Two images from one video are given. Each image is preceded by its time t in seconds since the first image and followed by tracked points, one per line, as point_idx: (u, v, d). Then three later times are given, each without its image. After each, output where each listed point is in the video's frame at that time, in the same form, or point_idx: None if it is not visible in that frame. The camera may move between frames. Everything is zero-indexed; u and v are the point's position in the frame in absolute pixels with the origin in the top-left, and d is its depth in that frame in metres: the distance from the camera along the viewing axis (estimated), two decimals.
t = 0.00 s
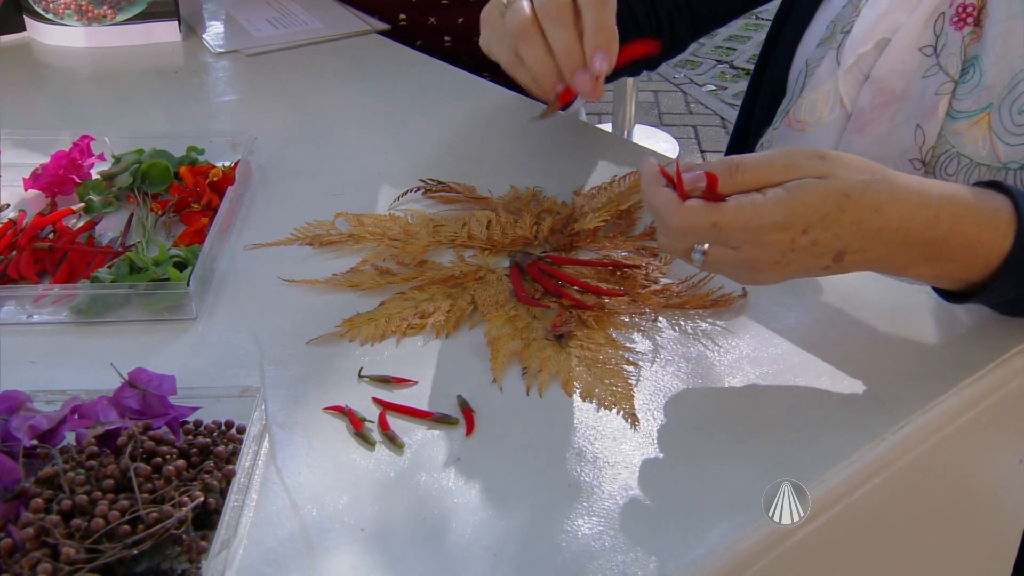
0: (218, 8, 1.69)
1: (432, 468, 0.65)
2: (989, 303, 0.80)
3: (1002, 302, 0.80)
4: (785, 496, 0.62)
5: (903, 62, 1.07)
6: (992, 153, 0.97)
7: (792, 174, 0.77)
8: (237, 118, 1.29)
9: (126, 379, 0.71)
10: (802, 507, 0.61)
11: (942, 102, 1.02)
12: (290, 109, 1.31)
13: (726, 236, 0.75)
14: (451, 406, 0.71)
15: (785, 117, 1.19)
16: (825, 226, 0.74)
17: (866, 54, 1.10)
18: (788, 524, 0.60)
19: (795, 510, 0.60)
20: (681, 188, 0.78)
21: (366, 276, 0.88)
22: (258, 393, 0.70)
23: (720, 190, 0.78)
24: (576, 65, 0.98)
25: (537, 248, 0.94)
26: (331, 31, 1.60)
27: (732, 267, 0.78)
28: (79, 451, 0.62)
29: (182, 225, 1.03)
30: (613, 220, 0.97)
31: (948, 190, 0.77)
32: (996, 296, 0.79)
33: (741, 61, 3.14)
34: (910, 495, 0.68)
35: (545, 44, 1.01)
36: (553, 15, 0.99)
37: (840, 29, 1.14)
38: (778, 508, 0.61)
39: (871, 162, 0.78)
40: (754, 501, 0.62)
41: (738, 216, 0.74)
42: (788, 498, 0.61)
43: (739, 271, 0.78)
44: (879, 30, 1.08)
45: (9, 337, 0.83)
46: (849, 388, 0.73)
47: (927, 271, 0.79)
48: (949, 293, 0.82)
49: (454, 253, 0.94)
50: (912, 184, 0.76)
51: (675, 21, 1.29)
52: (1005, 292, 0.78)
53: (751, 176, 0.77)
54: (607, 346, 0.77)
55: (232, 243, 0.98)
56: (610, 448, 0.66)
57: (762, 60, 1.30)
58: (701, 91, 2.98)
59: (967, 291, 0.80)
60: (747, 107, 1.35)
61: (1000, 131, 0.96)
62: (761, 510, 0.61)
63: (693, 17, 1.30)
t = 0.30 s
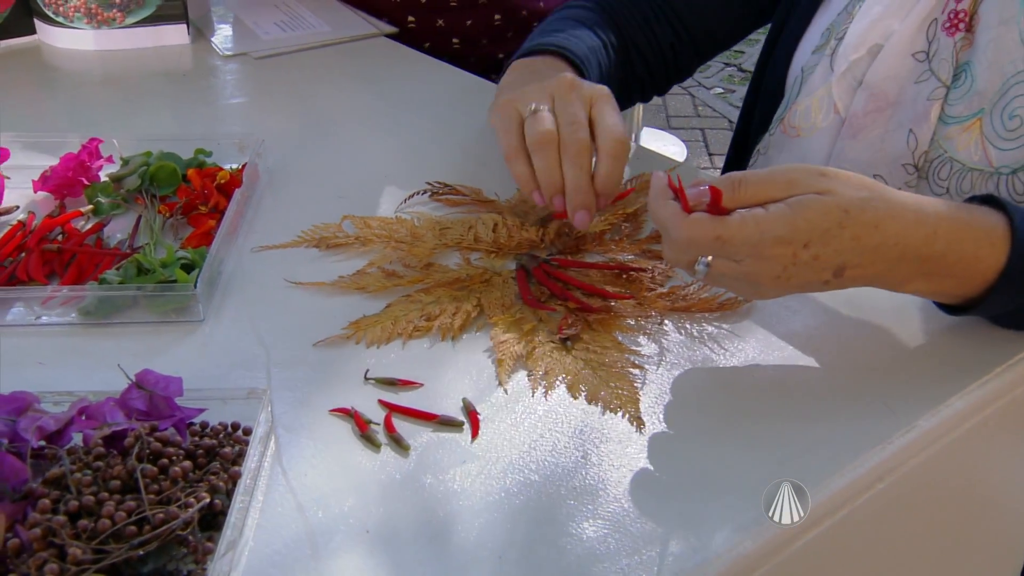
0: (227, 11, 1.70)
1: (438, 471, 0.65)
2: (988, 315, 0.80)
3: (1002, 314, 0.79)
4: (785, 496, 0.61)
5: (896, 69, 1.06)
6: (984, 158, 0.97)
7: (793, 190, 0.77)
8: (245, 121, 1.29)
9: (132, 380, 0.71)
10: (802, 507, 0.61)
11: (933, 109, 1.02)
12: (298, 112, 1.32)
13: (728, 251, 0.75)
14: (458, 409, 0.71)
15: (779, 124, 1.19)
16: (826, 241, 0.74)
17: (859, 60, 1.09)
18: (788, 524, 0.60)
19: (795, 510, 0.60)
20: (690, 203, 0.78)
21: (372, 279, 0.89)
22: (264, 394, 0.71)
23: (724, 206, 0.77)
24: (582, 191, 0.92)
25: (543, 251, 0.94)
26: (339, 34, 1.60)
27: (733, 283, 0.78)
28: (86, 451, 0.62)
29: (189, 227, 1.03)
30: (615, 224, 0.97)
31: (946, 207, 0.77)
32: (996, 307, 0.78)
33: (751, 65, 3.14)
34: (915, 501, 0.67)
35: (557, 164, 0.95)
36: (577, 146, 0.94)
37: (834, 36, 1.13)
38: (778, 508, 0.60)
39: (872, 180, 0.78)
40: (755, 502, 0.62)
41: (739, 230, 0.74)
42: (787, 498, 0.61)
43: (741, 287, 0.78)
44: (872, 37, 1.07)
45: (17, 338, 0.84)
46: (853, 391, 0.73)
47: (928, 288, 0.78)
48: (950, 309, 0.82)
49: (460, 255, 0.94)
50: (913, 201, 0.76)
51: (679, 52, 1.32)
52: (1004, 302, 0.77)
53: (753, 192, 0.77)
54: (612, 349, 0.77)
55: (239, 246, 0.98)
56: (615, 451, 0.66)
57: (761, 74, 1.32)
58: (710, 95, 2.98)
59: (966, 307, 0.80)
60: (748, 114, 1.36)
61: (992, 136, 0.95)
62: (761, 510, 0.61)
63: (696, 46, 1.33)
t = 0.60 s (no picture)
0: (229, 11, 1.70)
1: (438, 469, 0.65)
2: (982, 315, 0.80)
3: (996, 314, 0.79)
4: (785, 495, 0.62)
5: (892, 75, 1.06)
6: (982, 164, 0.97)
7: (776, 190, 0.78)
8: (246, 121, 1.29)
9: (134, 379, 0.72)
10: (802, 507, 0.61)
11: (931, 115, 1.02)
12: (299, 112, 1.32)
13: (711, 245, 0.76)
14: (458, 409, 0.71)
15: (777, 129, 1.20)
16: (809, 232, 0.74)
17: (855, 67, 1.09)
18: (788, 524, 0.60)
19: (794, 509, 0.60)
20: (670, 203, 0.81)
21: (373, 279, 0.89)
22: (265, 393, 0.71)
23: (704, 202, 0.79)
24: (577, 204, 0.92)
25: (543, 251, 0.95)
26: (340, 34, 1.61)
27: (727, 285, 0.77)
28: (88, 450, 0.63)
29: (190, 227, 1.03)
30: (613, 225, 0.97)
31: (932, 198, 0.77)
32: (990, 307, 0.78)
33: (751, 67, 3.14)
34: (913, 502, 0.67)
35: (549, 181, 0.95)
36: (566, 158, 0.94)
37: (830, 42, 1.14)
38: (778, 509, 0.61)
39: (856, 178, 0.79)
40: (754, 502, 0.62)
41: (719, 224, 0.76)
42: (788, 498, 0.61)
43: (739, 292, 0.78)
44: (867, 44, 1.07)
45: (19, 337, 0.84)
46: (851, 390, 0.73)
47: (927, 285, 0.77)
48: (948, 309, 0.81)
49: (461, 256, 0.94)
50: (895, 191, 0.76)
51: (671, 59, 1.33)
52: (999, 301, 0.77)
53: (734, 191, 0.79)
54: (612, 349, 0.77)
55: (240, 247, 0.98)
56: (615, 452, 0.66)
57: (754, 79, 1.32)
58: (710, 96, 2.98)
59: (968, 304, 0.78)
60: (744, 115, 1.36)
61: (989, 143, 0.96)
62: (761, 510, 0.61)
63: (688, 53, 1.34)
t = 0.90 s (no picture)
0: (231, 11, 1.70)
1: (443, 469, 0.65)
2: (921, 283, 0.82)
3: (937, 280, 0.81)
4: (785, 496, 0.61)
5: (889, 78, 1.06)
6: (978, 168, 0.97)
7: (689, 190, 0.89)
8: (250, 120, 1.30)
9: (139, 378, 0.72)
10: (802, 507, 0.61)
11: (928, 119, 1.02)
12: (303, 112, 1.32)
13: (640, 200, 0.83)
14: (462, 409, 0.72)
15: (774, 132, 1.19)
16: (723, 175, 0.83)
17: (853, 70, 1.09)
18: (787, 524, 0.60)
19: (794, 509, 0.60)
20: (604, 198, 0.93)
21: (377, 278, 0.89)
22: (270, 393, 0.71)
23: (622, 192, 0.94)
24: (585, 176, 0.97)
25: (548, 251, 0.95)
26: (343, 34, 1.61)
27: (673, 229, 0.80)
28: (94, 448, 0.63)
29: (195, 226, 1.03)
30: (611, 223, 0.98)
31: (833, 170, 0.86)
32: (925, 270, 0.81)
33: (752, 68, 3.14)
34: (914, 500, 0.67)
35: (561, 156, 0.99)
36: (576, 128, 0.98)
37: (828, 45, 1.14)
38: (778, 509, 0.60)
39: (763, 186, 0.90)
40: (752, 501, 0.61)
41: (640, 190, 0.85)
42: (787, 498, 0.61)
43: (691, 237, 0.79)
44: (865, 46, 1.07)
45: (25, 336, 0.84)
46: (855, 389, 0.73)
47: (868, 210, 0.80)
48: (895, 273, 0.83)
49: (465, 256, 0.94)
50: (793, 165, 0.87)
51: (672, 62, 1.33)
52: (934, 259, 0.80)
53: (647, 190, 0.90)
54: (617, 349, 0.77)
55: (245, 246, 0.98)
56: (620, 451, 0.66)
57: (751, 82, 1.32)
58: (711, 97, 2.98)
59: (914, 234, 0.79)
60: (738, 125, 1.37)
61: (986, 146, 0.96)
62: (761, 510, 0.61)
63: (689, 56, 1.34)
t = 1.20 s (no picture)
0: (233, 10, 1.70)
1: (448, 468, 0.65)
2: (904, 289, 0.82)
3: (919, 286, 0.81)
4: (785, 495, 0.61)
5: (885, 80, 1.06)
6: (974, 170, 0.97)
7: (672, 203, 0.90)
8: (252, 119, 1.30)
9: (144, 377, 0.72)
10: (802, 507, 0.61)
11: (923, 121, 1.01)
12: (305, 111, 1.32)
13: (621, 207, 0.84)
14: (467, 407, 0.72)
15: (770, 133, 1.19)
16: (702, 182, 0.84)
17: (849, 72, 1.09)
18: (788, 523, 0.59)
19: (794, 509, 0.60)
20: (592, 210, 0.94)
21: (381, 277, 0.89)
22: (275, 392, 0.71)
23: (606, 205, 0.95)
24: (586, 170, 0.97)
25: (551, 250, 0.95)
26: (344, 33, 1.61)
27: (654, 231, 0.81)
28: (100, 446, 0.63)
29: (198, 225, 1.04)
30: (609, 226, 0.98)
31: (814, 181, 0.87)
32: (910, 275, 0.81)
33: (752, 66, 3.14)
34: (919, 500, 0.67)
35: (562, 155, 0.99)
36: (575, 121, 0.98)
37: (823, 47, 1.14)
38: (778, 508, 0.60)
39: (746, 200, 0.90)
40: (751, 503, 0.61)
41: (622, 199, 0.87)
42: (787, 498, 0.61)
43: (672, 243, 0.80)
44: (861, 48, 1.07)
45: (29, 335, 0.84)
46: (859, 388, 0.73)
47: (847, 211, 0.81)
48: (878, 281, 0.82)
49: (468, 254, 0.95)
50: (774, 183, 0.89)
51: (670, 62, 1.33)
52: (915, 264, 0.80)
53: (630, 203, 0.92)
54: (621, 347, 0.77)
55: (248, 244, 0.98)
56: (625, 450, 0.66)
57: (750, 81, 1.32)
58: (711, 96, 2.97)
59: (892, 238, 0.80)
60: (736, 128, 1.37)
61: (982, 149, 0.96)
62: (760, 510, 0.61)
63: (687, 57, 1.34)
